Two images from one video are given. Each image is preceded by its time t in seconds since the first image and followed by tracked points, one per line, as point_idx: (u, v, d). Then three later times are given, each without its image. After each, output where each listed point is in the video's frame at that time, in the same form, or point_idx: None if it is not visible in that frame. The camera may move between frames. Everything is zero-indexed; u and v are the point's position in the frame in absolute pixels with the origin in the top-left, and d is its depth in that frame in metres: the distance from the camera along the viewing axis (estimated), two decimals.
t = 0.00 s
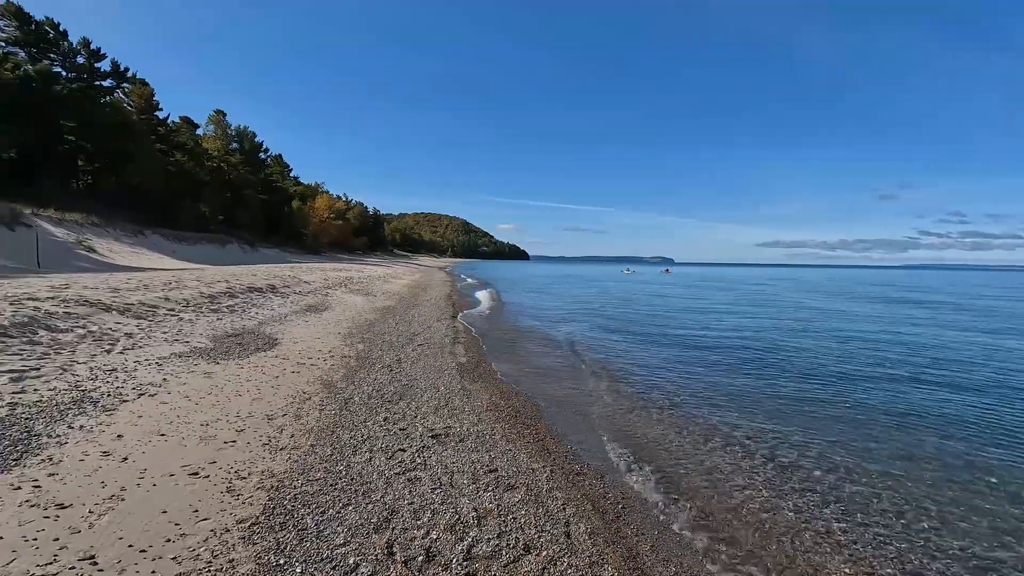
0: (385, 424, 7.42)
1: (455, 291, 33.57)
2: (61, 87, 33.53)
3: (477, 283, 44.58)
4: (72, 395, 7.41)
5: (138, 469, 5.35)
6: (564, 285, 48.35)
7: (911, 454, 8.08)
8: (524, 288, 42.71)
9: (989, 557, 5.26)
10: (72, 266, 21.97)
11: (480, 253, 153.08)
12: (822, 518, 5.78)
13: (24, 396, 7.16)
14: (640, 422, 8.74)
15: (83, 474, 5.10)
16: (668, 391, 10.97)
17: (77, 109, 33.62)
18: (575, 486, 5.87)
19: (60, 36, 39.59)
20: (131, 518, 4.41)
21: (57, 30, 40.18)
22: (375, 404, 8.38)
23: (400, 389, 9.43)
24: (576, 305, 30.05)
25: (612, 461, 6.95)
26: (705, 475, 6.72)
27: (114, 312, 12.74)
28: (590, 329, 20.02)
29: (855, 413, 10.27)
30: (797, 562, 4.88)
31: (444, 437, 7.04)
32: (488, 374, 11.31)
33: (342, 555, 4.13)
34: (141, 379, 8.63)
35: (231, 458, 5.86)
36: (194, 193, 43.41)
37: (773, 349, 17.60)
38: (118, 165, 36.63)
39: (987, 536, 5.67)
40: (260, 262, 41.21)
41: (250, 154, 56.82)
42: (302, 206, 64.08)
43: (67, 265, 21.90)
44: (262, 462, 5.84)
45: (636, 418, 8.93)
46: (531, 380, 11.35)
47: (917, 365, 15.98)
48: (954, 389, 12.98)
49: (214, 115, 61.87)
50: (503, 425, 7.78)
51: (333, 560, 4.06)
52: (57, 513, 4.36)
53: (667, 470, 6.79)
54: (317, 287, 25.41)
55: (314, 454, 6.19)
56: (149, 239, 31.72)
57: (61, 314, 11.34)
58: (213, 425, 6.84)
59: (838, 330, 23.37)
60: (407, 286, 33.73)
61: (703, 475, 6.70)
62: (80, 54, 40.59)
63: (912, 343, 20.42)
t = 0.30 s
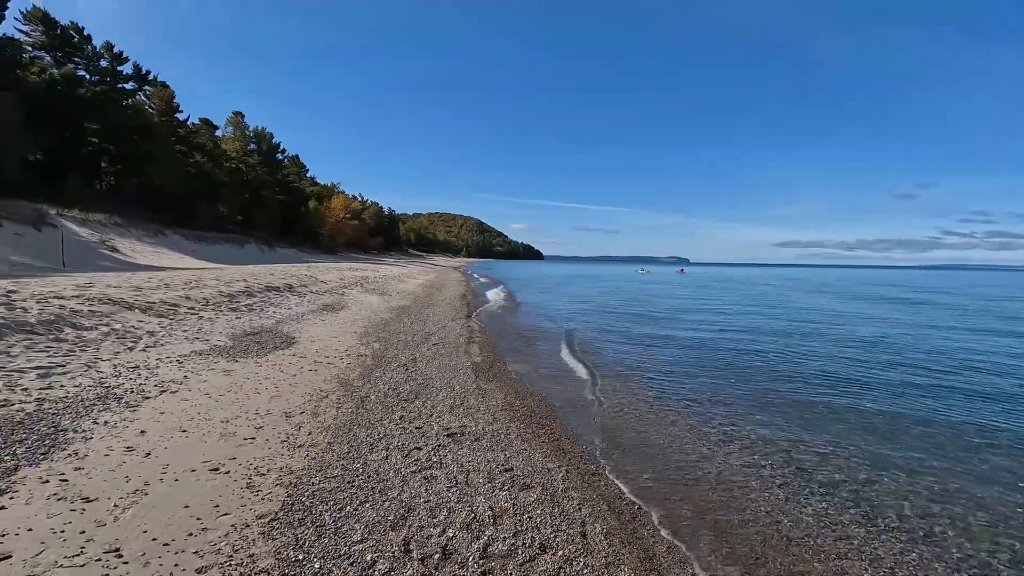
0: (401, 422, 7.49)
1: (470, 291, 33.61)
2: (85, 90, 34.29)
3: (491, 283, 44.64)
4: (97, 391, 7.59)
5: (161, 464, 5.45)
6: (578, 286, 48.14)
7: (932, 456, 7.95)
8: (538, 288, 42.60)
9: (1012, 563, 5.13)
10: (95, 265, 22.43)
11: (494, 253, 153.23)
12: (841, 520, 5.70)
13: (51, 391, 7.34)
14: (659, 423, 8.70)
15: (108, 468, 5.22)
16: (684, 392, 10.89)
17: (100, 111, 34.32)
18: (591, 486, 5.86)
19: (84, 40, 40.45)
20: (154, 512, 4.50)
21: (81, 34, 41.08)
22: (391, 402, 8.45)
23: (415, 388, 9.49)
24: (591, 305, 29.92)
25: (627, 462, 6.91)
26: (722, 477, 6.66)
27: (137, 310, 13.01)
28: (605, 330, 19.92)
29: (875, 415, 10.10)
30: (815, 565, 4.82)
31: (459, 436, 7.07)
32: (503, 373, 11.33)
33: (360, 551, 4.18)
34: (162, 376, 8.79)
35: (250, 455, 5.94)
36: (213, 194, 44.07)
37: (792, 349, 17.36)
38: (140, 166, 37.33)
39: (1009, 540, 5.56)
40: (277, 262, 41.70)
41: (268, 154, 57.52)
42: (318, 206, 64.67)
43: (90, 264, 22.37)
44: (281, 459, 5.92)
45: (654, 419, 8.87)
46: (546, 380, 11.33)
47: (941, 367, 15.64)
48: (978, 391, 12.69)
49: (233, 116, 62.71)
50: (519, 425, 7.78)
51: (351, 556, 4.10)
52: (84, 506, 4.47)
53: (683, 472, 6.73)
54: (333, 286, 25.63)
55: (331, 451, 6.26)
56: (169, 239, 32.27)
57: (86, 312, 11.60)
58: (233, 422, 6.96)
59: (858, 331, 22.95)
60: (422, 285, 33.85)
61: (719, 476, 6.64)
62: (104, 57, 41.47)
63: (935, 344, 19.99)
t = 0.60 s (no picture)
0: (418, 421, 7.54)
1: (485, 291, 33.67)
2: (109, 93, 35.04)
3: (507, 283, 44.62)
4: (122, 387, 7.78)
5: (185, 460, 5.56)
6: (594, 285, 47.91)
7: (958, 460, 7.77)
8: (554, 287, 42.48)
9: None
10: (119, 264, 22.89)
11: (509, 253, 153.26)
12: (863, 524, 5.61)
13: (78, 388, 7.53)
14: (676, 424, 8.64)
15: (134, 463, 5.34)
16: (702, 393, 10.80)
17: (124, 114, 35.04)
18: (608, 486, 5.84)
19: (108, 44, 41.34)
20: (179, 506, 4.61)
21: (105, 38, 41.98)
22: (407, 401, 8.50)
23: (432, 386, 9.55)
24: (607, 304, 29.78)
25: (644, 462, 6.88)
26: (740, 479, 6.60)
27: (160, 309, 13.27)
28: (622, 330, 19.81)
29: (898, 417, 9.91)
30: (836, 569, 4.75)
31: (476, 434, 7.09)
32: (519, 373, 11.31)
33: (379, 548, 4.22)
34: (185, 373, 8.97)
35: (271, 451, 6.03)
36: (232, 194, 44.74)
37: (813, 350, 17.10)
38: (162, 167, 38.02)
39: None
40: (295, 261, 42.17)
41: (286, 155, 58.15)
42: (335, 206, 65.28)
43: (114, 263, 22.84)
44: (301, 456, 6.00)
45: (670, 420, 8.82)
46: (563, 380, 11.31)
47: (967, 369, 15.28)
48: (1006, 394, 12.37)
49: (252, 118, 63.60)
50: (535, 424, 7.78)
51: (371, 553, 4.15)
52: (111, 500, 4.58)
53: (700, 473, 6.68)
54: (350, 286, 25.85)
55: (350, 448, 6.33)
56: (190, 239, 32.84)
57: (111, 310, 11.87)
58: (254, 419, 7.07)
59: (882, 332, 22.50)
60: (438, 285, 33.95)
61: (737, 478, 6.59)
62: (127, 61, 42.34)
63: (961, 346, 19.53)
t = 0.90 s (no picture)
0: (434, 419, 7.58)
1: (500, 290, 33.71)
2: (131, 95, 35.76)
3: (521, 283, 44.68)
4: (145, 384, 7.94)
5: (206, 455, 5.66)
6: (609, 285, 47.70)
7: (980, 464, 7.63)
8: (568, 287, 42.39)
9: None
10: (141, 264, 23.34)
11: (523, 253, 153.26)
12: (883, 529, 5.54)
13: (104, 384, 7.71)
14: (692, 425, 8.59)
15: (158, 459, 5.45)
16: (718, 394, 10.71)
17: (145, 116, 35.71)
18: (624, 487, 5.82)
19: (130, 48, 42.13)
20: (202, 501, 4.69)
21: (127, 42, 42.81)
22: (424, 400, 8.56)
23: (448, 386, 9.60)
24: (621, 304, 29.65)
25: (660, 463, 6.85)
26: (759, 480, 6.53)
27: (181, 308, 13.51)
28: (636, 330, 19.71)
29: (919, 420, 9.76)
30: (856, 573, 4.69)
31: (492, 434, 7.12)
32: (535, 373, 11.33)
33: (397, 545, 4.26)
34: (206, 371, 9.13)
35: (290, 448, 6.12)
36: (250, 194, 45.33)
37: (831, 352, 16.87)
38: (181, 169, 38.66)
39: None
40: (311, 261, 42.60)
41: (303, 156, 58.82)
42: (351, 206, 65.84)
43: (136, 263, 23.29)
44: (319, 453, 6.08)
45: (687, 421, 8.77)
46: (578, 380, 11.30)
47: (991, 372, 14.98)
48: None
49: (269, 119, 64.39)
50: (550, 424, 7.78)
51: (389, 550, 4.19)
52: (137, 494, 4.69)
53: (717, 475, 6.63)
54: (366, 285, 26.07)
55: (367, 446, 6.40)
56: (209, 239, 33.34)
57: (134, 308, 12.11)
58: (273, 417, 7.16)
59: (903, 334, 22.11)
60: (452, 285, 34.08)
61: (754, 480, 6.52)
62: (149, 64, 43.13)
63: (985, 348, 19.13)
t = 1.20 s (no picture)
0: (448, 419, 7.62)
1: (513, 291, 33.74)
2: (150, 98, 36.37)
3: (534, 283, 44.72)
4: (165, 382, 8.08)
5: (225, 453, 5.74)
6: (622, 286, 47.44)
7: (1002, 468, 7.49)
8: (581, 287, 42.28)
9: None
10: (160, 264, 23.72)
11: (536, 253, 153.16)
12: (901, 533, 5.46)
13: (125, 382, 7.87)
14: (709, 426, 8.51)
15: (178, 455, 5.55)
16: (733, 395, 10.64)
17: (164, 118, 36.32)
18: (639, 488, 5.80)
19: (149, 51, 42.83)
20: (221, 497, 4.77)
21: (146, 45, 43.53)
22: (438, 399, 8.61)
23: (462, 385, 9.65)
24: (635, 305, 29.51)
25: (675, 465, 6.80)
26: (775, 483, 6.48)
27: (199, 307, 13.71)
28: (650, 330, 19.60)
29: (940, 423, 9.60)
30: None
31: (506, 433, 7.13)
32: (548, 373, 11.35)
33: (413, 543, 4.30)
34: (223, 369, 9.27)
35: (307, 446, 6.18)
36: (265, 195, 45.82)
37: (849, 353, 16.66)
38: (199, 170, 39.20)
39: None
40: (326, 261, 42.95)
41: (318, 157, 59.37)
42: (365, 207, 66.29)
43: (154, 263, 23.68)
44: (335, 451, 6.14)
45: (702, 423, 8.71)
46: (591, 381, 11.28)
47: (1013, 374, 14.69)
48: None
49: (285, 120, 65.05)
50: (564, 424, 7.78)
51: (405, 547, 4.23)
52: (158, 489, 4.78)
53: (733, 477, 6.57)
54: (380, 285, 26.25)
55: (383, 445, 6.45)
56: (226, 240, 33.77)
57: (154, 308, 12.32)
58: (290, 415, 7.25)
59: (923, 336, 21.74)
60: (465, 284, 34.18)
61: (771, 482, 6.46)
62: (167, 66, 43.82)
63: (1008, 350, 18.75)
